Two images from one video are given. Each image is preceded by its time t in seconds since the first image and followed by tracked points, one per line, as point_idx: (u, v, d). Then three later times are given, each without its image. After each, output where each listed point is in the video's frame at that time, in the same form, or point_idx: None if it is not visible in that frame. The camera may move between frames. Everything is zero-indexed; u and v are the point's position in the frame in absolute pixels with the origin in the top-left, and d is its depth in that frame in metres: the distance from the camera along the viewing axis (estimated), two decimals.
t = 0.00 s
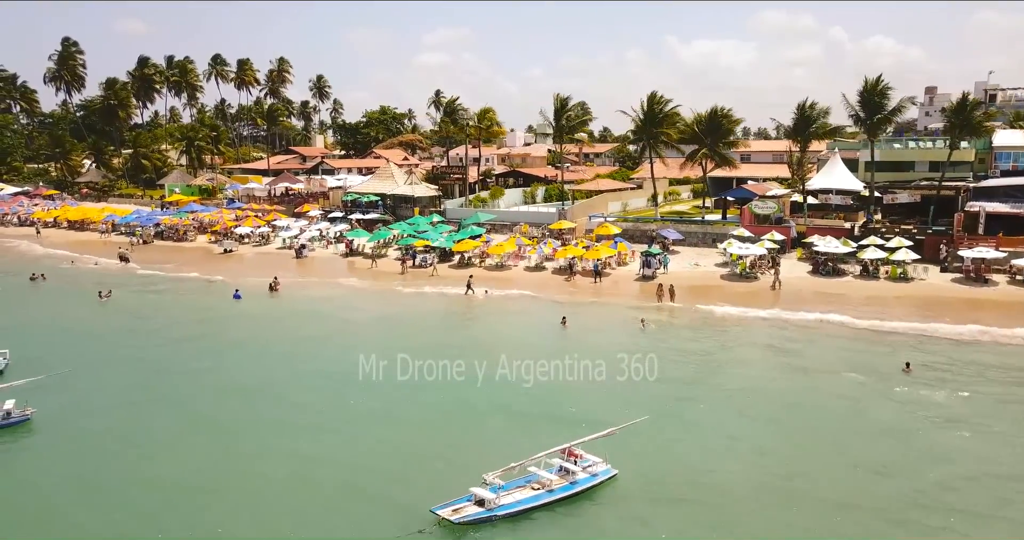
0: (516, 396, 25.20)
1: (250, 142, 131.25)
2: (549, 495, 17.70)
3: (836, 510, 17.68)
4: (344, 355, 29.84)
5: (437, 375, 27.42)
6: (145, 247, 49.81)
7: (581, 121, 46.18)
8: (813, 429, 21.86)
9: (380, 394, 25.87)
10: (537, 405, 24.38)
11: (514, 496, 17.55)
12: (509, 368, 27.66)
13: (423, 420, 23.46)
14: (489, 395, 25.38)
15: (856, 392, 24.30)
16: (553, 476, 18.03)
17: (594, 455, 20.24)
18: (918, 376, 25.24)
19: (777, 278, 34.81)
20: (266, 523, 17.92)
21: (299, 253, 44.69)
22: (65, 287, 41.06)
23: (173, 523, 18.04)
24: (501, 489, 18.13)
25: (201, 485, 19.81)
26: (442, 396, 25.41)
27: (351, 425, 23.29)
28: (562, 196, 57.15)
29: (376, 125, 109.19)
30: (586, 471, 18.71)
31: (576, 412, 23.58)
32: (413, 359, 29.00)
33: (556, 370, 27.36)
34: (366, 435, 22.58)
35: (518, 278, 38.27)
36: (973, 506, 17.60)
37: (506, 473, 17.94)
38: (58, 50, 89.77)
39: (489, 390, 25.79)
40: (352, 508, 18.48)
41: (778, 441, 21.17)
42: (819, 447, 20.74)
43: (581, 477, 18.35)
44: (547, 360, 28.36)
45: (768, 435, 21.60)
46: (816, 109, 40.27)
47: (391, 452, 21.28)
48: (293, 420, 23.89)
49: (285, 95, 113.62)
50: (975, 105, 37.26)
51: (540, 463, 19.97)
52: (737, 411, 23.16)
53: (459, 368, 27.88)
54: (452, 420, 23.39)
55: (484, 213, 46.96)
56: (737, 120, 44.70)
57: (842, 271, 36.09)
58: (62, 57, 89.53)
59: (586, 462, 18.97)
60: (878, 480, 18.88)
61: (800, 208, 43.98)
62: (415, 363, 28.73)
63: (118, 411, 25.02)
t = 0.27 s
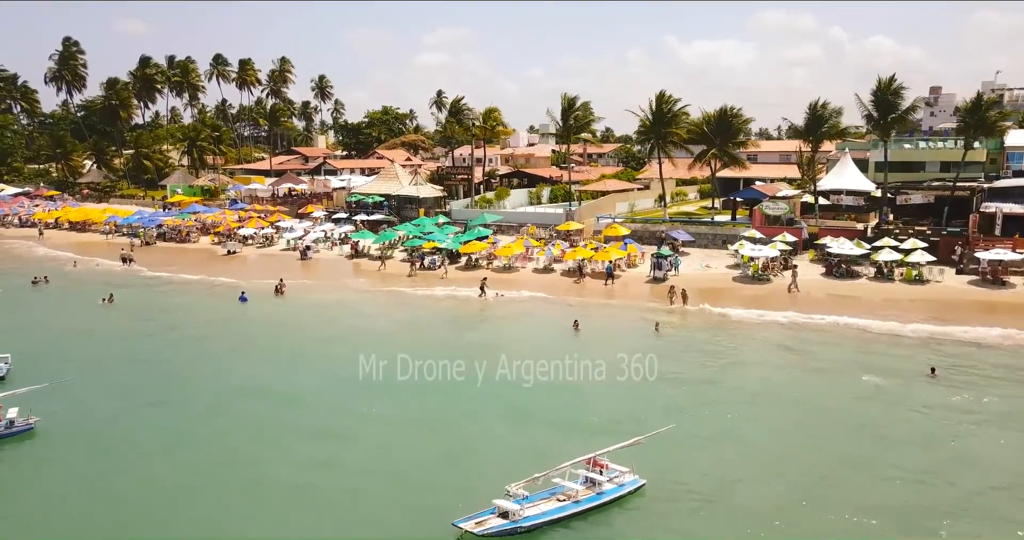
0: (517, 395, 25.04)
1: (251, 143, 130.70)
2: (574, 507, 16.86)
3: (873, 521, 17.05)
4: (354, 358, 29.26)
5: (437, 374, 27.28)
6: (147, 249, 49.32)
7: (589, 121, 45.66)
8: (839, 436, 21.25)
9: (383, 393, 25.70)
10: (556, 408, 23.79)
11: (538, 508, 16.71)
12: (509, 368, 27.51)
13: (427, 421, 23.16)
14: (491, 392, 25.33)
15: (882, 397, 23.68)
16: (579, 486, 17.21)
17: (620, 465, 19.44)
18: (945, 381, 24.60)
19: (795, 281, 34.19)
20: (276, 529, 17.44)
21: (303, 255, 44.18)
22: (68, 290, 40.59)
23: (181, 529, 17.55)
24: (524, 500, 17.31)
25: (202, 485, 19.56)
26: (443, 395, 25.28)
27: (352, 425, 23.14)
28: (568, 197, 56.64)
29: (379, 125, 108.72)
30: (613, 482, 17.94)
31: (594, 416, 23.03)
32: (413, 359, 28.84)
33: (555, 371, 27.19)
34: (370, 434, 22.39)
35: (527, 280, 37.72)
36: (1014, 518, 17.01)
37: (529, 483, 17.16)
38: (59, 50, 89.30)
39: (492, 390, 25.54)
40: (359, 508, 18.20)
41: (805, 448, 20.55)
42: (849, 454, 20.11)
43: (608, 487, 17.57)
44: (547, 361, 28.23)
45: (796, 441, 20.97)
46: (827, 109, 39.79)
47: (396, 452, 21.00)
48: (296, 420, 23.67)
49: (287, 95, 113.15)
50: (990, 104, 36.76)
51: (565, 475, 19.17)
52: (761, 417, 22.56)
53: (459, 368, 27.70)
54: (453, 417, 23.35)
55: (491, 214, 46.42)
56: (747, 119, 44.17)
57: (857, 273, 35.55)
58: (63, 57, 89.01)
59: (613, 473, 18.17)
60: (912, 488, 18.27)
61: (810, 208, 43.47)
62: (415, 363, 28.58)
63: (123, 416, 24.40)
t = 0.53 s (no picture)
0: (516, 395, 24.83)
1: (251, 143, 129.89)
2: (608, 522, 15.87)
3: None
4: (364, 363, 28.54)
5: (437, 374, 27.11)
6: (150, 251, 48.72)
7: (597, 121, 44.95)
8: (872, 447, 20.56)
9: (383, 394, 25.51)
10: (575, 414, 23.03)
11: (569, 525, 15.63)
12: (509, 368, 27.26)
13: (431, 422, 22.86)
14: (492, 391, 25.17)
15: (912, 405, 22.96)
16: (611, 500, 16.25)
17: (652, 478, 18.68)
18: (978, 389, 23.84)
19: (816, 284, 33.46)
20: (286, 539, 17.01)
21: (308, 257, 43.54)
22: (70, 294, 39.89)
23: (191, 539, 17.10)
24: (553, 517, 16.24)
25: (205, 490, 19.30)
26: (444, 395, 25.07)
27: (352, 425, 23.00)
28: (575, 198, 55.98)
29: (381, 125, 108.03)
30: (646, 495, 17.24)
31: (616, 423, 22.23)
32: (413, 359, 28.58)
33: (553, 370, 27.01)
34: (371, 434, 22.17)
35: (537, 282, 37.04)
36: None
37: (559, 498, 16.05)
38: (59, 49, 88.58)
39: (496, 390, 25.26)
40: (365, 512, 17.94)
41: (837, 460, 19.85)
42: (882, 466, 19.48)
43: (643, 501, 16.83)
44: (548, 360, 27.98)
45: (826, 452, 20.27)
46: (841, 108, 39.14)
47: (399, 454, 20.79)
48: (297, 418, 23.62)
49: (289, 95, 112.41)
50: (1009, 103, 36.10)
51: (595, 489, 18.34)
52: (789, 426, 21.85)
53: (459, 368, 27.48)
54: (452, 417, 23.18)
55: (498, 216, 45.75)
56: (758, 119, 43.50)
57: (874, 276, 34.90)
58: (64, 57, 88.29)
59: (646, 485, 17.51)
60: (951, 505, 17.58)
61: (823, 210, 42.82)
62: (416, 363, 28.34)
63: (129, 424, 23.64)
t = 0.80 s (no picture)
0: (514, 395, 24.74)
1: (252, 144, 129.29)
2: None
3: None
4: (372, 370, 27.76)
5: (436, 374, 26.94)
6: (151, 253, 48.06)
7: (605, 120, 44.26)
8: (894, 453, 20.00)
9: (383, 394, 25.39)
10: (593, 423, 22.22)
11: None
12: (509, 368, 27.11)
13: (434, 424, 22.68)
14: (491, 391, 25.06)
15: (944, 413, 22.12)
16: (641, 516, 15.47)
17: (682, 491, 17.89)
18: (1006, 395, 23.16)
19: (836, 287, 32.72)
20: None
21: (312, 259, 42.88)
22: (70, 297, 39.20)
23: None
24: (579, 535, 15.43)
25: (206, 491, 19.16)
26: (444, 396, 24.84)
27: (350, 425, 22.95)
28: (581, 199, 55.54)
29: (383, 125, 107.40)
30: (677, 509, 16.43)
31: (637, 433, 21.40)
32: (413, 359, 28.41)
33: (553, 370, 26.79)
34: (370, 436, 22.11)
35: (546, 284, 36.39)
36: None
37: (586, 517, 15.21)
38: (60, 49, 88.03)
39: (498, 391, 25.03)
40: (365, 513, 17.86)
41: (869, 472, 19.02)
42: (918, 478, 18.63)
43: (672, 516, 16.01)
44: (547, 360, 27.77)
45: (857, 463, 19.45)
46: (854, 107, 38.50)
47: (399, 455, 20.73)
48: (296, 418, 23.65)
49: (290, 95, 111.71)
50: None
51: (623, 503, 17.47)
52: (817, 435, 21.03)
53: (459, 368, 27.28)
54: (450, 416, 23.14)
55: (504, 217, 45.07)
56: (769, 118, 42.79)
57: (889, 278, 34.26)
58: (64, 57, 87.75)
59: (675, 498, 16.67)
60: (994, 521, 16.76)
61: (834, 211, 42.21)
62: (416, 362, 28.14)
63: (130, 431, 22.91)
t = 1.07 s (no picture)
0: (513, 396, 24.98)
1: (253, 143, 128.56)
2: None
3: None
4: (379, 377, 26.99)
5: (437, 374, 26.98)
6: (152, 255, 47.42)
7: (612, 120, 43.52)
8: (917, 462, 19.39)
9: (384, 393, 25.58)
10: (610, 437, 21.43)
11: None
12: (509, 367, 27.17)
13: (433, 426, 22.89)
14: (491, 392, 25.27)
15: (967, 420, 21.47)
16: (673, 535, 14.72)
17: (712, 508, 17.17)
18: None
19: (857, 291, 31.87)
20: None
21: (315, 261, 42.15)
22: (69, 300, 38.55)
23: None
24: None
25: (209, 494, 19.32)
26: (444, 399, 24.83)
27: (346, 424, 23.31)
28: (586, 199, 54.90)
29: (385, 125, 106.63)
30: (709, 527, 15.69)
31: (657, 452, 20.60)
32: (413, 358, 28.35)
33: (553, 372, 26.70)
34: (368, 437, 22.36)
35: (554, 287, 35.68)
36: None
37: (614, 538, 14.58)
38: (60, 49, 87.39)
39: (500, 394, 25.09)
40: (361, 514, 18.24)
41: (897, 485, 18.33)
42: (952, 494, 17.86)
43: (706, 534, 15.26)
44: (547, 360, 27.75)
45: (885, 476, 18.68)
46: (867, 107, 37.81)
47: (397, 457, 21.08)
48: (296, 417, 23.88)
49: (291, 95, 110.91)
50: None
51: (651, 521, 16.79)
52: (844, 448, 20.23)
53: (459, 368, 27.27)
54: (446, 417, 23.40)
55: (510, 218, 44.34)
56: (779, 118, 42.06)
57: (906, 281, 33.52)
58: (64, 57, 87.06)
59: (707, 515, 15.95)
60: None
61: (846, 212, 41.49)
62: (416, 362, 28.10)
63: (131, 443, 22.37)
